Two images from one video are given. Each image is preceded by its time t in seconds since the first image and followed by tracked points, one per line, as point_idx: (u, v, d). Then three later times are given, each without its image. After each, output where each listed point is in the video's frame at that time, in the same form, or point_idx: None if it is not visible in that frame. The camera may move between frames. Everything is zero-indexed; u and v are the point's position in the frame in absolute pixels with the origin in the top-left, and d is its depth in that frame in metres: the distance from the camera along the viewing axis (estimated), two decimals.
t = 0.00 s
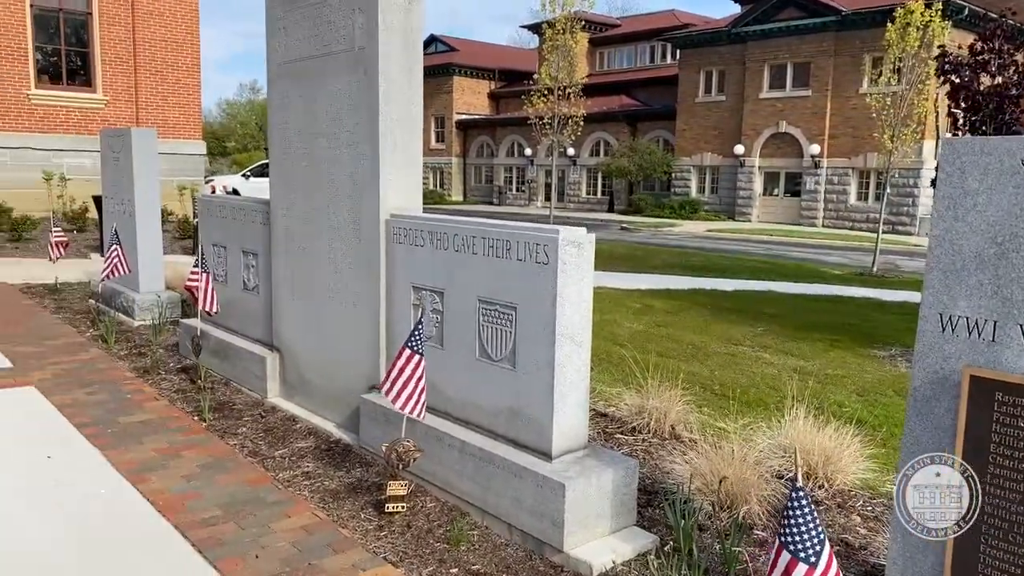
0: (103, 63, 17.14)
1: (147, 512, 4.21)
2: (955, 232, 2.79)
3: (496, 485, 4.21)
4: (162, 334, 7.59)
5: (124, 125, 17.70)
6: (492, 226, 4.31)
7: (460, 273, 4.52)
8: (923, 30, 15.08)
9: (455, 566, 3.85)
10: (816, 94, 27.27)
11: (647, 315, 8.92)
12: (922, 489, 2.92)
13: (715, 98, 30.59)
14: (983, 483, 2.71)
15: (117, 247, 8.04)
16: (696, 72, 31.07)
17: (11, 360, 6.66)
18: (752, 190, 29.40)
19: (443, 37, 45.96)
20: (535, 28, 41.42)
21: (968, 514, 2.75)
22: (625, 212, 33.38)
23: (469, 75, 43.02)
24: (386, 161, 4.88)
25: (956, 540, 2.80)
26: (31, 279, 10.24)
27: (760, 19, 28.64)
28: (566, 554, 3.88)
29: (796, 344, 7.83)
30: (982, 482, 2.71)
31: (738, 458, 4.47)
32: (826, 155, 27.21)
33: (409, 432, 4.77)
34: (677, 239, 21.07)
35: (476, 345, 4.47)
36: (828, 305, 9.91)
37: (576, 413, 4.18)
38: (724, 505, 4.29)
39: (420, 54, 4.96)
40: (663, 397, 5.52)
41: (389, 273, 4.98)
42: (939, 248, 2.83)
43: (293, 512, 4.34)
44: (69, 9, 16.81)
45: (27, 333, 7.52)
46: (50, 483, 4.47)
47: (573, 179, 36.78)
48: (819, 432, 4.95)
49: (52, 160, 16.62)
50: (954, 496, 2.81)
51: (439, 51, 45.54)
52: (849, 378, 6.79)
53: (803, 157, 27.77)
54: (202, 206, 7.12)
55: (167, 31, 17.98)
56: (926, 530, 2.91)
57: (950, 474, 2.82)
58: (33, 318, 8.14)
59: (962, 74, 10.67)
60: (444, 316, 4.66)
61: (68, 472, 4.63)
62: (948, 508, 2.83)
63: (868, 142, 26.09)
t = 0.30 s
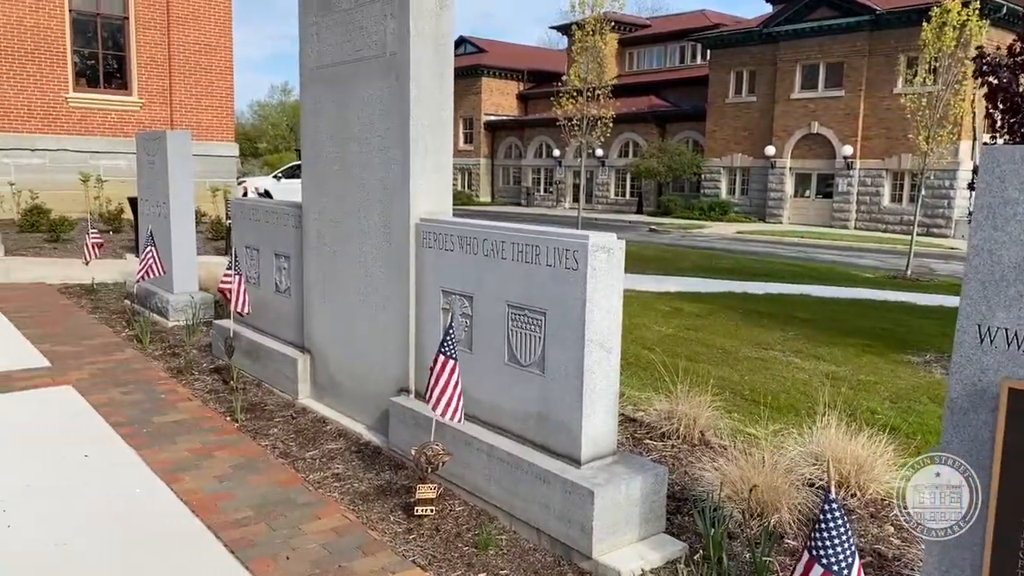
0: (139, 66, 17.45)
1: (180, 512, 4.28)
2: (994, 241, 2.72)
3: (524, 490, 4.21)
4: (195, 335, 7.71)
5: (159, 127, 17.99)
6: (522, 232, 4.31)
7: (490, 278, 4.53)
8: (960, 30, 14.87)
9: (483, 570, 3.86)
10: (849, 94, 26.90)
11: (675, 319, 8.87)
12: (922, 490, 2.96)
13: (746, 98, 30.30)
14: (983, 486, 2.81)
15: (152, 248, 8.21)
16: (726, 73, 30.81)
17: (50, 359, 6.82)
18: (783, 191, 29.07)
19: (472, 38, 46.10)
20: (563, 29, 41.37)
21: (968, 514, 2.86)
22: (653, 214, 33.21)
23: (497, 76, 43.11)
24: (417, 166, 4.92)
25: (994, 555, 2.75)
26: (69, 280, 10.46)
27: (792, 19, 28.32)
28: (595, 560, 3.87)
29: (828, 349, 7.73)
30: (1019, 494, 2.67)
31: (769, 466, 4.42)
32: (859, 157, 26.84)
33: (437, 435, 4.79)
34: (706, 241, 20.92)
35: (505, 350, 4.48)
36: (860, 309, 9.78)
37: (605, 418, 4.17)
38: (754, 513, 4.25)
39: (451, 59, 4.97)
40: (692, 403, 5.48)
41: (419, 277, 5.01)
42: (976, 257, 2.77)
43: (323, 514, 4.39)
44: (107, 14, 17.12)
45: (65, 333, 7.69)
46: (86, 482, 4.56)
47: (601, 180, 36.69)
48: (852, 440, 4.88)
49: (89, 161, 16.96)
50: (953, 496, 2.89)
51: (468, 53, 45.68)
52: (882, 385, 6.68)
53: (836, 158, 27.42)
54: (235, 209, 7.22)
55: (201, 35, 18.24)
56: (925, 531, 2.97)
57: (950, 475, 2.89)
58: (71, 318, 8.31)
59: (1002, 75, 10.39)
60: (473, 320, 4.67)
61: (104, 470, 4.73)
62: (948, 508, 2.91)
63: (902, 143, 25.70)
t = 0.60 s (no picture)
0: (170, 69, 17.70)
1: (210, 511, 4.34)
2: None
3: (550, 494, 4.21)
4: (224, 335, 7.81)
5: (189, 129, 18.21)
6: (549, 236, 4.31)
7: (516, 282, 4.53)
8: (994, 29, 14.63)
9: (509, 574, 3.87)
10: (879, 95, 26.55)
11: (701, 321, 8.81)
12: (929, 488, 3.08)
13: (774, 98, 30.01)
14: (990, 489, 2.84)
15: (182, 249, 8.36)
16: (754, 73, 30.53)
17: (83, 358, 6.95)
18: (811, 193, 28.75)
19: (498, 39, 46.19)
20: (589, 29, 41.29)
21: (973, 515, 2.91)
22: (679, 215, 33.02)
23: (523, 76, 43.14)
24: (445, 170, 4.94)
25: None
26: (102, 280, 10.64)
27: (821, 18, 28.02)
28: (621, 566, 3.86)
29: (857, 353, 7.64)
30: None
31: (797, 473, 4.39)
32: (890, 158, 26.50)
33: (463, 438, 4.80)
34: (733, 243, 20.74)
35: (531, 354, 4.49)
36: (889, 312, 9.66)
37: (632, 423, 4.16)
38: (782, 519, 4.22)
39: (478, 63, 4.99)
40: (719, 407, 5.44)
41: (445, 279, 5.04)
42: (1013, 266, 2.71)
43: (351, 515, 4.43)
44: (139, 17, 17.43)
45: (98, 332, 7.82)
46: (119, 480, 4.64)
47: (627, 180, 36.56)
48: (881, 445, 4.82)
49: (121, 163, 17.24)
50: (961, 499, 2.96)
51: (494, 54, 45.77)
52: (912, 390, 6.59)
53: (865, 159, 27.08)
54: (264, 211, 7.31)
55: (230, 37, 18.46)
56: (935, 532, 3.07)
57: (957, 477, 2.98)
58: (103, 318, 8.46)
59: None
60: (499, 323, 4.68)
61: (136, 469, 4.81)
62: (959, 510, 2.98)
63: (934, 144, 25.34)
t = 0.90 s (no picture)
0: (199, 72, 17.91)
1: (239, 511, 4.40)
2: None
3: (576, 498, 4.20)
4: (253, 335, 7.91)
5: (217, 130, 18.43)
6: (575, 240, 4.31)
7: (542, 286, 4.54)
8: None
9: None
10: (908, 95, 26.19)
11: (727, 325, 8.75)
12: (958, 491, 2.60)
13: (800, 99, 29.72)
14: None
15: (212, 250, 8.47)
16: (780, 73, 30.27)
17: (115, 358, 7.07)
18: (839, 194, 28.44)
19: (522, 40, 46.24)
20: (614, 30, 41.20)
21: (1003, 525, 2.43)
22: (704, 216, 32.83)
23: (547, 78, 43.17)
24: (471, 173, 4.97)
25: None
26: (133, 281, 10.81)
27: (849, 18, 27.70)
28: (646, 571, 3.86)
29: (886, 357, 7.55)
30: None
31: (826, 479, 4.34)
32: (919, 159, 26.15)
33: (489, 440, 4.81)
34: (759, 245, 20.60)
35: (557, 357, 4.49)
36: (920, 316, 9.53)
37: (658, 428, 4.15)
38: (810, 526, 4.18)
39: (505, 67, 5.00)
40: (746, 412, 5.42)
41: (471, 282, 5.06)
42: None
43: (378, 516, 4.46)
44: (169, 21, 17.66)
45: (129, 332, 7.96)
46: (149, 480, 4.71)
47: (651, 182, 36.43)
48: (912, 452, 4.76)
49: (150, 165, 17.51)
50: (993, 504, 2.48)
51: (518, 55, 45.84)
52: (942, 395, 6.50)
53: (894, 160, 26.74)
54: (292, 213, 7.38)
55: (258, 40, 18.65)
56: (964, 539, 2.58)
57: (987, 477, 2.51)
58: (135, 318, 8.60)
59: None
60: (525, 327, 4.69)
61: (165, 469, 4.88)
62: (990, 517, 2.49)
63: (965, 145, 24.97)
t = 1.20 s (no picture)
0: (228, 78, 18.16)
1: (268, 514, 4.46)
2: None
3: (600, 505, 4.21)
4: (280, 339, 8.01)
5: (245, 135, 18.66)
6: (601, 247, 4.31)
7: (568, 292, 4.54)
8: None
9: None
10: (938, 98, 25.82)
11: (752, 331, 8.70)
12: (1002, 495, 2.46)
13: (827, 102, 29.40)
14: None
15: (240, 255, 8.58)
16: (807, 76, 30.00)
17: (146, 360, 7.20)
18: (867, 198, 28.11)
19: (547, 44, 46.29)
20: (638, 33, 41.09)
21: None
22: (730, 220, 32.63)
23: (571, 81, 43.18)
24: (497, 180, 4.99)
25: None
26: (164, 284, 10.99)
27: (878, 20, 27.37)
28: None
29: (915, 365, 7.45)
30: None
31: (853, 488, 4.30)
32: (949, 163, 25.78)
33: (513, 446, 4.83)
34: (785, 250, 20.44)
35: (582, 364, 4.50)
36: (949, 323, 9.40)
37: (684, 436, 4.14)
38: (837, 536, 4.15)
39: (531, 74, 5.02)
40: (773, 420, 5.39)
41: (496, 289, 5.08)
42: None
43: (404, 520, 4.50)
44: (198, 27, 17.91)
45: (159, 335, 8.09)
46: (178, 482, 4.78)
47: (676, 185, 36.28)
48: (941, 462, 4.70)
49: (180, 169, 17.80)
50: None
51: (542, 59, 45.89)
52: (973, 404, 6.41)
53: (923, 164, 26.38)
54: (319, 218, 7.46)
55: (286, 46, 18.82)
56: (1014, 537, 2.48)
57: None
58: (165, 321, 8.73)
59: None
60: (550, 334, 4.70)
61: (195, 471, 4.96)
62: None
63: (996, 149, 24.60)
